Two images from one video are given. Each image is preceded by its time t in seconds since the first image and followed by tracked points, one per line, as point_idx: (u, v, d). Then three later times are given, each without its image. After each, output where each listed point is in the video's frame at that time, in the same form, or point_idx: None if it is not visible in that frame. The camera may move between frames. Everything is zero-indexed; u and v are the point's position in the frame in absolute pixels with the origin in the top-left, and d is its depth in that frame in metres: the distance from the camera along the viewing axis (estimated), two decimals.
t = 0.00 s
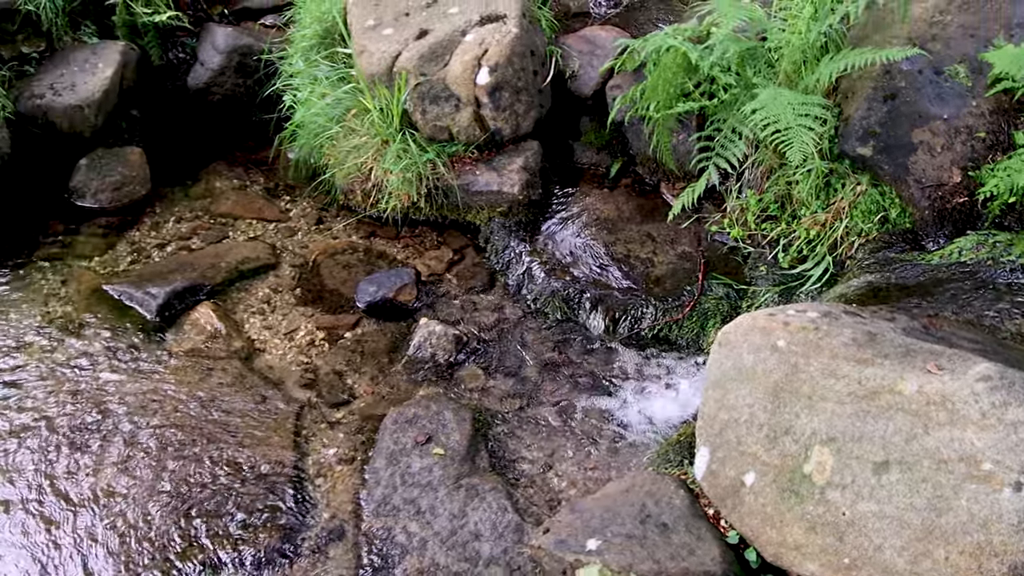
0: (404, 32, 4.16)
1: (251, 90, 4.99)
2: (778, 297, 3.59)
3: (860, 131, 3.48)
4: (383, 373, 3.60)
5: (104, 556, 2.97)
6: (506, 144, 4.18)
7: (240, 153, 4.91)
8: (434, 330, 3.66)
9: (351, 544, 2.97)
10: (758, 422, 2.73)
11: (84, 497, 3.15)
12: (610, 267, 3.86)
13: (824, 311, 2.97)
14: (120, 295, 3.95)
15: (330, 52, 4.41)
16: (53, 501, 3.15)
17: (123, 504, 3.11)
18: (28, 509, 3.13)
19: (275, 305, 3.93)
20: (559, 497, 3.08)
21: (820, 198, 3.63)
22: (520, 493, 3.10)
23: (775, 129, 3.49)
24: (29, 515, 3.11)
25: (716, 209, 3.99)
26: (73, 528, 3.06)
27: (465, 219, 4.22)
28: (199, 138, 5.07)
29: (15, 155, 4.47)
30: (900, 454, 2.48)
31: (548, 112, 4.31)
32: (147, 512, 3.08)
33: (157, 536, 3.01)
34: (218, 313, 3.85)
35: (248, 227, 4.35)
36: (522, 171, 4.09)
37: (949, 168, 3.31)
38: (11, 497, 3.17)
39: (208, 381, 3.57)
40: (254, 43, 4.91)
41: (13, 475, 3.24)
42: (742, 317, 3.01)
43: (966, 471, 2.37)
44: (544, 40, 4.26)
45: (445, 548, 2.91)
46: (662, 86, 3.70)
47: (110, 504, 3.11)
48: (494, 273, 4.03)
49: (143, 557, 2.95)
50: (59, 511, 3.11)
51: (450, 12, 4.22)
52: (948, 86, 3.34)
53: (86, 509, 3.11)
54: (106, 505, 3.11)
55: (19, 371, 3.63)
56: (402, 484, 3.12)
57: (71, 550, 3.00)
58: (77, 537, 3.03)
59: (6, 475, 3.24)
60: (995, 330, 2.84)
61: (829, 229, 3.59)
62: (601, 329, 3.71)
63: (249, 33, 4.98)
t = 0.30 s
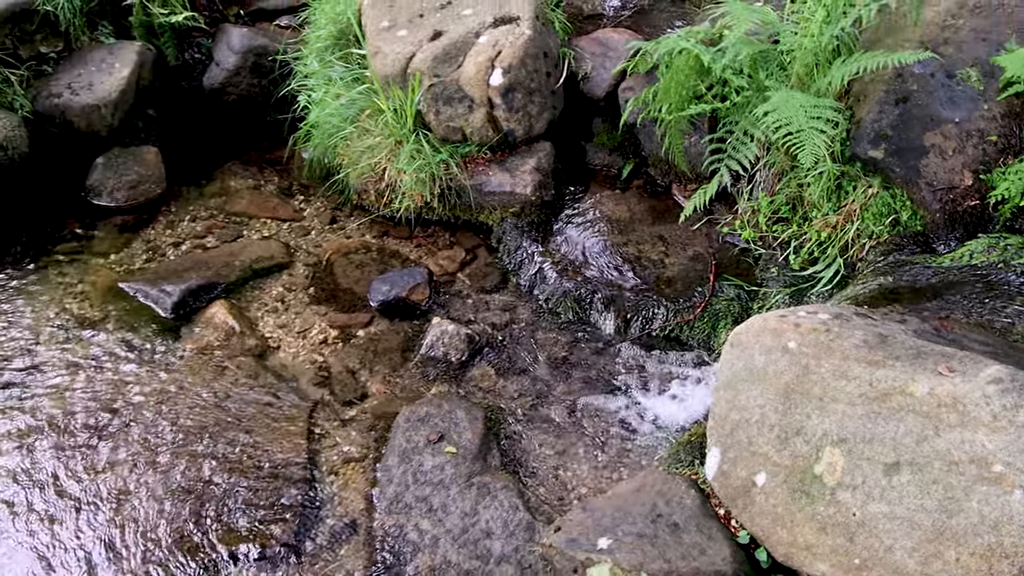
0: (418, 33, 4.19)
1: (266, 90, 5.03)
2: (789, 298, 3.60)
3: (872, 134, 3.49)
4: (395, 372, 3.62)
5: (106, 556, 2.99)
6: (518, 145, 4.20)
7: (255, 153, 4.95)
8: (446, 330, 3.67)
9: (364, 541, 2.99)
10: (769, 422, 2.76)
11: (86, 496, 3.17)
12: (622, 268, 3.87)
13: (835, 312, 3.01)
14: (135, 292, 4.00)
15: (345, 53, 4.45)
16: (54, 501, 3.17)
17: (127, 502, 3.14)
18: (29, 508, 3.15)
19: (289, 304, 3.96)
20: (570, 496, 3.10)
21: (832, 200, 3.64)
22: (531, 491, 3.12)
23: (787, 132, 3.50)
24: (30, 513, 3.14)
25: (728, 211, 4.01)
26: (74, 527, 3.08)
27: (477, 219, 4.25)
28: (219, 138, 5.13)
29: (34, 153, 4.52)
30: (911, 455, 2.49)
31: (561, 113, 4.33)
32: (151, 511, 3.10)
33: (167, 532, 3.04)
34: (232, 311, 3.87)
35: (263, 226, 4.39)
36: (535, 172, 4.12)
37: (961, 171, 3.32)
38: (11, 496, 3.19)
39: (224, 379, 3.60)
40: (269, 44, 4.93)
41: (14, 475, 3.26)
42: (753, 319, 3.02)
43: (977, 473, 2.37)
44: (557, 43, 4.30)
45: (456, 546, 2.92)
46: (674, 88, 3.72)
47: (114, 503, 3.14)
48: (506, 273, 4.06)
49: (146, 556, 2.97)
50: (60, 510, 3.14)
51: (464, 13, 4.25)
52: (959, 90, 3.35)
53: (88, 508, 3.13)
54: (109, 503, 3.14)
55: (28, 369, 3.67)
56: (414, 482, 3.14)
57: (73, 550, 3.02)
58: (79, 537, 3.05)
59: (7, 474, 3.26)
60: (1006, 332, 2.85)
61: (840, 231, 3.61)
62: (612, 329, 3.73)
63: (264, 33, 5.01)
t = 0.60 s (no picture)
0: (433, 34, 4.22)
1: (282, 90, 5.07)
2: (801, 300, 3.62)
3: (885, 136, 3.49)
4: (409, 370, 3.65)
5: (109, 555, 3.02)
6: (532, 146, 4.22)
7: (270, 152, 4.98)
8: (460, 329, 3.70)
9: (377, 539, 3.01)
10: (781, 423, 2.78)
11: (87, 496, 3.20)
12: (635, 269, 3.89)
13: (848, 314, 2.98)
14: (152, 289, 4.03)
15: (360, 53, 4.49)
16: (54, 500, 3.19)
17: (127, 503, 3.16)
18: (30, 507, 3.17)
19: (304, 302, 3.99)
20: (582, 495, 3.12)
21: (844, 202, 3.65)
22: (544, 490, 3.13)
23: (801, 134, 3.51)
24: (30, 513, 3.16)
25: (741, 213, 4.01)
26: (75, 527, 3.11)
27: (491, 219, 4.27)
28: (234, 137, 5.17)
29: (53, 152, 4.56)
30: (923, 457, 2.50)
31: (575, 114, 4.34)
32: (151, 511, 3.12)
33: (173, 529, 3.06)
34: (248, 308, 3.93)
35: (278, 225, 4.43)
36: (549, 173, 4.14)
37: (974, 174, 3.33)
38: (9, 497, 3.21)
39: (240, 376, 3.64)
40: (285, 44, 5.01)
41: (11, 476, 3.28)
42: (766, 320, 3.02)
43: (989, 475, 2.37)
44: (571, 44, 4.31)
45: (469, 544, 2.94)
46: (688, 90, 3.75)
47: (114, 503, 3.16)
48: (519, 273, 4.08)
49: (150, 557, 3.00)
50: (61, 510, 3.16)
51: (479, 14, 4.28)
52: (973, 93, 3.35)
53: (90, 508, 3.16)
54: (109, 503, 3.16)
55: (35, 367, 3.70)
56: (427, 480, 3.16)
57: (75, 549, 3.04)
58: (86, 537, 3.07)
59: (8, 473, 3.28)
60: (1018, 334, 2.86)
61: (853, 233, 3.62)
62: (624, 329, 3.75)
63: (280, 34, 5.08)
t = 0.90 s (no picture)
0: (448, 37, 4.25)
1: (297, 92, 5.11)
2: (813, 303, 3.63)
3: (897, 141, 3.50)
4: (423, 370, 3.68)
5: (111, 559, 3.03)
6: (546, 148, 4.24)
7: (285, 153, 5.02)
8: (473, 329, 3.73)
9: (390, 538, 3.04)
10: (793, 425, 2.79)
11: (94, 498, 3.22)
12: (647, 271, 3.91)
13: (860, 317, 3.01)
14: (168, 289, 4.06)
15: (375, 55, 4.53)
16: (54, 503, 3.21)
17: (128, 507, 3.18)
18: (30, 510, 3.19)
19: (318, 302, 4.03)
20: (594, 496, 3.14)
21: (856, 206, 3.67)
22: (556, 490, 3.15)
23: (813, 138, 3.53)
24: (29, 516, 3.17)
25: (752, 215, 4.03)
26: (76, 530, 3.13)
27: (504, 220, 4.29)
28: (249, 138, 5.21)
29: (70, 152, 4.61)
30: (934, 460, 2.51)
31: (588, 117, 4.37)
32: (152, 515, 3.14)
33: (175, 533, 3.08)
34: (261, 307, 3.95)
35: (293, 226, 4.47)
36: (562, 175, 4.16)
37: (985, 178, 3.34)
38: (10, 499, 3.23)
39: (255, 375, 3.67)
40: (301, 46, 5.05)
41: (13, 478, 3.30)
42: (778, 323, 3.04)
43: (1000, 478, 2.39)
44: (585, 47, 4.33)
45: (481, 543, 2.96)
46: (700, 94, 3.78)
47: (115, 507, 3.18)
48: (532, 274, 4.11)
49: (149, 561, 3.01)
50: (61, 513, 3.18)
51: (493, 18, 4.31)
52: (985, 98, 3.36)
53: (91, 511, 3.18)
54: (110, 506, 3.18)
55: (38, 370, 3.72)
56: (440, 479, 3.18)
57: (75, 552, 3.06)
58: (90, 539, 3.10)
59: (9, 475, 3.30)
60: None
61: (864, 237, 3.64)
62: (636, 331, 3.78)
63: (296, 36, 5.12)
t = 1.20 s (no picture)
0: (463, 38, 4.28)
1: (313, 92, 5.14)
2: (825, 305, 3.64)
3: (909, 143, 3.51)
4: (436, 369, 3.70)
5: (117, 557, 3.05)
6: (559, 149, 4.27)
7: (300, 152, 5.06)
8: (485, 329, 3.74)
9: (403, 535, 3.06)
10: (805, 426, 2.79)
11: (101, 496, 3.24)
12: (659, 272, 3.93)
13: (872, 318, 3.04)
14: (184, 287, 4.09)
15: (391, 56, 4.57)
16: (56, 504, 3.23)
17: (127, 511, 3.19)
18: (32, 510, 3.21)
19: (332, 300, 4.05)
20: (606, 495, 3.16)
21: (868, 209, 3.69)
22: (567, 489, 3.17)
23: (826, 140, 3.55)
24: (31, 516, 3.19)
25: (764, 217, 4.05)
26: (74, 533, 3.14)
27: (518, 221, 4.31)
28: (264, 138, 5.25)
29: (87, 151, 4.66)
30: (946, 461, 2.53)
31: (601, 118, 4.39)
32: (150, 521, 3.15)
33: (174, 538, 3.09)
34: (277, 305, 3.98)
35: (307, 225, 4.50)
36: (575, 176, 4.18)
37: (998, 182, 3.32)
38: (11, 500, 3.25)
39: (269, 373, 3.70)
40: (317, 47, 5.07)
41: (18, 478, 3.32)
42: (790, 324, 3.06)
43: (1012, 481, 2.41)
44: (598, 49, 4.36)
45: (493, 541, 2.98)
46: (714, 96, 3.79)
47: (115, 510, 3.19)
48: (545, 274, 4.13)
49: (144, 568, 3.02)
50: (61, 514, 3.20)
51: (508, 19, 4.33)
52: (998, 101, 3.33)
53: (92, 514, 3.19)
54: (110, 510, 3.19)
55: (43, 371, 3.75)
56: (453, 477, 3.20)
57: (71, 556, 3.07)
58: (98, 537, 3.12)
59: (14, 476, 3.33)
60: None
61: (877, 239, 3.65)
62: (648, 331, 3.79)
63: (312, 36, 5.14)
